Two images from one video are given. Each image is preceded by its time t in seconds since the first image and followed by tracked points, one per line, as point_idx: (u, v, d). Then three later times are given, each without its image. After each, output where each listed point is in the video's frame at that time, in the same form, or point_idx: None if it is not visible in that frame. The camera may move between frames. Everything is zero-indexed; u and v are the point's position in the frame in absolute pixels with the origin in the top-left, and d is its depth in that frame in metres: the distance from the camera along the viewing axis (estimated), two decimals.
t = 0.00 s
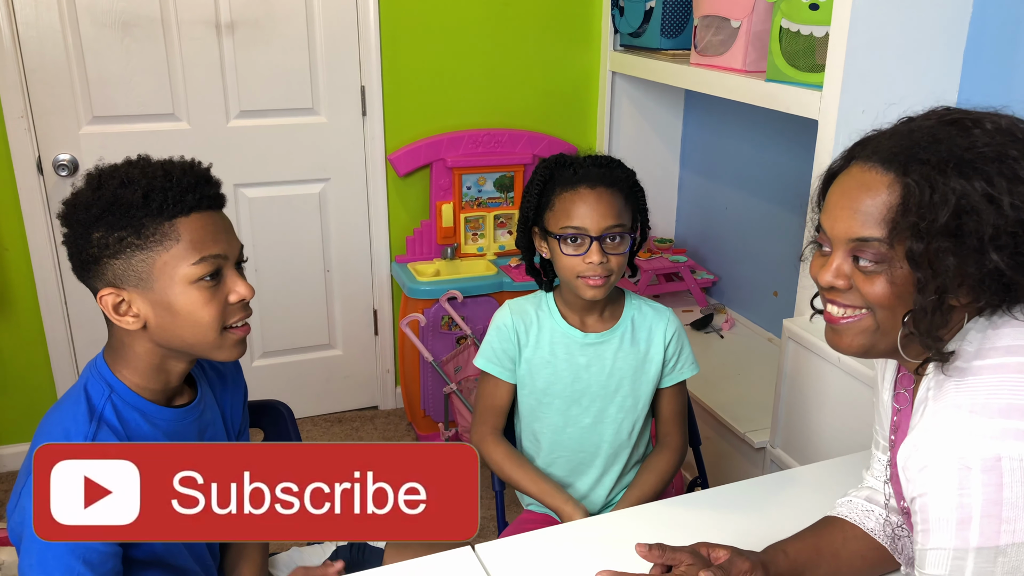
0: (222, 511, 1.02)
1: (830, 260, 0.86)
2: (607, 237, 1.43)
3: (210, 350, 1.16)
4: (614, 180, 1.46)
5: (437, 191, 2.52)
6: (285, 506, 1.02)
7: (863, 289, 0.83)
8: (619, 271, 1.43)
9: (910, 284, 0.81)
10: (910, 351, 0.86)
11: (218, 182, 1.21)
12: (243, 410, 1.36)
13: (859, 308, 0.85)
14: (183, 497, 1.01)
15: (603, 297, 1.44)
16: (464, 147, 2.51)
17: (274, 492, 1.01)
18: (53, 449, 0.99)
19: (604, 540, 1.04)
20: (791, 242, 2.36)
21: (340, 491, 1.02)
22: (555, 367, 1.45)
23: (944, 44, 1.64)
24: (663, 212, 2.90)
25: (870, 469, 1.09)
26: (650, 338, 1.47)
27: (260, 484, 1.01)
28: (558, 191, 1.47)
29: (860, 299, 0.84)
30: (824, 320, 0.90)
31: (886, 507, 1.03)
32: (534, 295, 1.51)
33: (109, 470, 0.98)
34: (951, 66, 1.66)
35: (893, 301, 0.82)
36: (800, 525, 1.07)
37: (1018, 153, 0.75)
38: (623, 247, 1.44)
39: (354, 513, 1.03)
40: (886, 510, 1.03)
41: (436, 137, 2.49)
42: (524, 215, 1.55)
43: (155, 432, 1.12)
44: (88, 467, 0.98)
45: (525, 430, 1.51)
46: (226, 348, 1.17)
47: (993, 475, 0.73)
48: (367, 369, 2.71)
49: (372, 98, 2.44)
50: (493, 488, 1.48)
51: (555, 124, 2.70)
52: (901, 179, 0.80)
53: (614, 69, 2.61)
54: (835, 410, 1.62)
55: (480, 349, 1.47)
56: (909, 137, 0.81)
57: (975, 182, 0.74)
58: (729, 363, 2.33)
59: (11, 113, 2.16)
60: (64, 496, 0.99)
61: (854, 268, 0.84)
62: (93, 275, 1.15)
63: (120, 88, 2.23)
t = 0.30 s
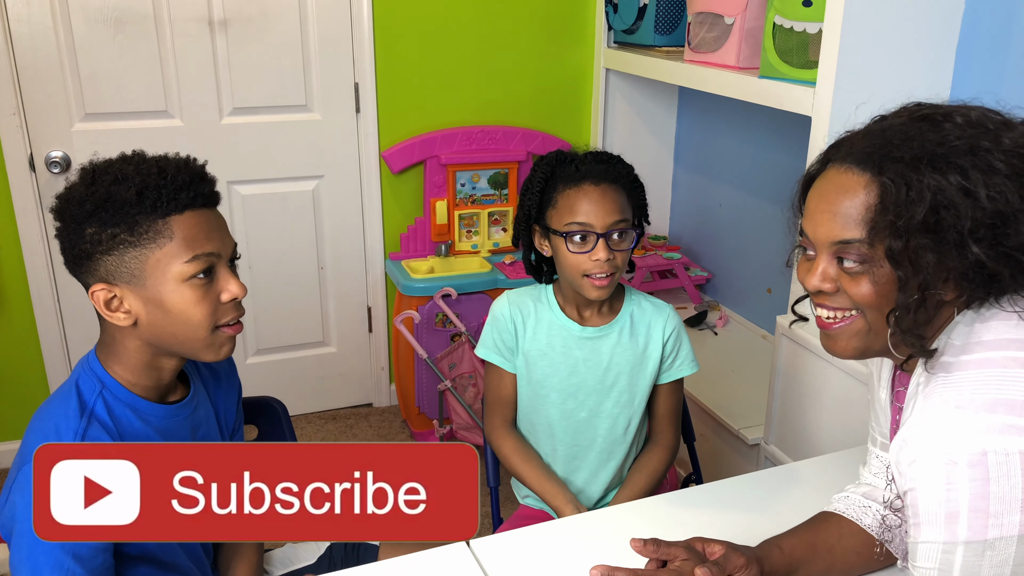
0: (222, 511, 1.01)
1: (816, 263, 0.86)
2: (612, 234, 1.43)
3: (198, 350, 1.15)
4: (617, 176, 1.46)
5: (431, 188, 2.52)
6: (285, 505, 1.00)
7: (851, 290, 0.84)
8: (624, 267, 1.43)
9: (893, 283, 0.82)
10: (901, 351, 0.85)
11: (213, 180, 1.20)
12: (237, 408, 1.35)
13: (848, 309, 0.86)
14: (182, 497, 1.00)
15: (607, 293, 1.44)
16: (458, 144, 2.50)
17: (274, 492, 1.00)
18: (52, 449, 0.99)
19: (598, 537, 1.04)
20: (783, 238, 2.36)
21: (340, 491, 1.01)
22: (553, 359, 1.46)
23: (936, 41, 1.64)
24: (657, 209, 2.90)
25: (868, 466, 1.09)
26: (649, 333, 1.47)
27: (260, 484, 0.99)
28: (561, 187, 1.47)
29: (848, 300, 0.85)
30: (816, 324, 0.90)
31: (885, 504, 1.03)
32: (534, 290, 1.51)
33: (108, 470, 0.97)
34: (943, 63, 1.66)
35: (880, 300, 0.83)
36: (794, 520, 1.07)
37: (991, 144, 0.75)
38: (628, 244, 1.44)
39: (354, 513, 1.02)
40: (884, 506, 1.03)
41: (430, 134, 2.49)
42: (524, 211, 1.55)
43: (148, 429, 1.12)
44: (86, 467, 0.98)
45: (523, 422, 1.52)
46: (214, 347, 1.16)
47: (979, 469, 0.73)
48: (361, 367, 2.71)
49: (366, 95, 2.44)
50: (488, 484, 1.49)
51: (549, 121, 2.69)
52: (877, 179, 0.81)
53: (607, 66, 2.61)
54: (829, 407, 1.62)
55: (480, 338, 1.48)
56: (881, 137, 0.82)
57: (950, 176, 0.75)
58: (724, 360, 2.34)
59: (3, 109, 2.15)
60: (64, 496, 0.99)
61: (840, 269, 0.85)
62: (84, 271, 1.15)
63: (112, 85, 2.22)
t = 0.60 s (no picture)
0: (222, 511, 1.01)
1: (814, 261, 0.87)
2: (592, 234, 1.43)
3: (195, 349, 1.15)
4: (608, 177, 1.46)
5: (429, 189, 2.52)
6: (285, 506, 1.00)
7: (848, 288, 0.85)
8: (603, 269, 1.43)
9: (888, 284, 0.82)
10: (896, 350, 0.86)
11: (211, 180, 1.21)
12: (234, 409, 1.35)
13: (845, 307, 0.87)
14: (183, 497, 1.00)
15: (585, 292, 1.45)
16: (455, 145, 2.51)
17: (274, 492, 1.00)
18: (52, 449, 0.99)
19: (593, 536, 1.04)
20: (780, 238, 2.37)
21: (340, 491, 1.01)
22: (553, 358, 1.46)
23: (930, 41, 1.65)
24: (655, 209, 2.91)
25: (862, 463, 1.09)
26: (648, 329, 1.47)
27: (260, 484, 1.00)
28: (551, 184, 1.48)
29: (844, 298, 0.86)
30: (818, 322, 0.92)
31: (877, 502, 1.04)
32: (533, 290, 1.51)
33: (107, 470, 0.97)
34: (938, 63, 1.67)
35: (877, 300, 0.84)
36: (789, 518, 1.08)
37: (989, 146, 0.75)
38: (609, 246, 1.43)
39: (354, 513, 1.01)
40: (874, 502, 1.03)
41: (427, 135, 2.49)
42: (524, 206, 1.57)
43: (147, 429, 1.12)
44: (85, 468, 0.98)
45: (523, 421, 1.52)
46: (211, 347, 1.16)
47: (970, 464, 0.74)
48: (359, 367, 2.71)
49: (364, 97, 2.45)
50: (486, 485, 1.49)
51: (547, 122, 2.70)
52: (875, 178, 0.81)
53: (605, 67, 2.62)
54: (824, 405, 1.63)
55: (481, 337, 1.49)
56: (881, 137, 0.82)
57: (947, 178, 0.75)
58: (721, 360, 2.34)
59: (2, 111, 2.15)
60: (64, 496, 0.99)
61: (837, 268, 0.85)
62: (83, 270, 1.15)
63: (111, 87, 2.23)
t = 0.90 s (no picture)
0: (222, 511, 1.02)
1: (819, 269, 0.87)
2: (581, 229, 1.43)
3: (196, 347, 1.16)
4: (601, 176, 1.46)
5: (431, 192, 2.52)
6: (285, 506, 1.01)
7: (853, 297, 0.85)
8: (593, 263, 1.42)
9: (894, 295, 0.83)
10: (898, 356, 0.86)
11: (212, 181, 1.21)
12: (235, 411, 1.36)
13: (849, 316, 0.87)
14: (182, 497, 1.00)
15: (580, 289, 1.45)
16: (457, 149, 2.52)
17: (274, 491, 1.00)
18: (53, 449, 1.00)
19: (595, 540, 1.04)
20: (780, 243, 2.37)
21: (340, 491, 1.02)
22: (560, 361, 1.46)
23: (931, 48, 1.65)
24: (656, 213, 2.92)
25: (863, 468, 1.09)
26: (656, 334, 1.47)
27: (260, 483, 1.00)
28: (549, 184, 1.51)
29: (849, 306, 0.86)
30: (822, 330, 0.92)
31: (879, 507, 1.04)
32: (536, 295, 1.51)
33: (107, 469, 0.98)
34: (938, 70, 1.67)
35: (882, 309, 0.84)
36: (790, 523, 1.08)
37: (996, 159, 0.76)
38: (599, 241, 1.43)
39: (354, 513, 1.02)
40: (873, 507, 1.03)
41: (429, 139, 2.50)
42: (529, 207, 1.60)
43: (147, 429, 1.12)
44: (84, 467, 0.99)
45: (529, 424, 1.52)
46: (212, 346, 1.17)
47: (970, 468, 0.74)
48: (360, 370, 2.71)
49: (365, 100, 2.45)
50: (487, 488, 1.50)
51: (548, 126, 2.70)
52: (883, 190, 0.81)
53: (606, 71, 2.62)
54: (826, 411, 1.63)
55: (487, 339, 1.49)
56: (889, 148, 0.82)
57: (955, 191, 0.75)
58: (721, 365, 2.35)
59: (4, 113, 2.16)
60: (64, 496, 0.99)
61: (842, 277, 0.86)
62: (84, 270, 1.16)
63: (113, 89, 2.23)
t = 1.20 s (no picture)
0: (222, 511, 1.04)
1: (819, 269, 0.87)
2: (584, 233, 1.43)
3: (198, 343, 1.16)
4: (604, 178, 1.46)
5: (433, 192, 2.53)
6: (285, 506, 1.03)
7: (853, 297, 0.85)
8: (595, 267, 1.43)
9: (895, 295, 0.83)
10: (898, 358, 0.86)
11: (207, 177, 1.22)
12: (232, 407, 1.36)
13: (847, 315, 0.87)
14: (183, 497, 1.02)
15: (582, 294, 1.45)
16: (459, 149, 2.52)
17: (274, 492, 1.03)
18: (54, 448, 0.96)
19: (594, 540, 1.04)
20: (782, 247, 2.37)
21: (340, 492, 1.04)
22: (559, 364, 1.46)
23: (934, 52, 1.65)
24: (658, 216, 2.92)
25: (862, 471, 1.09)
26: (654, 338, 1.47)
27: (260, 484, 1.02)
28: (550, 185, 1.50)
29: (848, 306, 0.86)
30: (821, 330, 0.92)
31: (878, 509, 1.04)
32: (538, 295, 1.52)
33: (109, 469, 0.97)
34: (941, 74, 1.67)
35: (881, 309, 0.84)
36: (789, 526, 1.08)
37: (997, 161, 0.76)
38: (602, 245, 1.43)
39: (354, 512, 1.05)
40: (872, 510, 1.03)
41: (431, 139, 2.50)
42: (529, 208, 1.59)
43: (149, 422, 1.12)
44: (86, 466, 0.97)
45: (528, 427, 1.52)
46: (213, 342, 1.17)
47: (973, 468, 0.74)
48: (360, 370, 2.72)
49: (368, 100, 2.45)
50: (486, 488, 1.49)
51: (550, 128, 2.70)
52: (885, 190, 0.81)
53: (609, 73, 2.62)
54: (826, 414, 1.63)
55: (487, 342, 1.49)
56: (891, 148, 0.82)
57: (957, 192, 0.75)
58: (722, 368, 2.35)
59: (8, 109, 2.16)
60: (64, 496, 0.96)
61: (842, 276, 0.86)
62: (81, 270, 1.15)
63: (116, 87, 2.23)
